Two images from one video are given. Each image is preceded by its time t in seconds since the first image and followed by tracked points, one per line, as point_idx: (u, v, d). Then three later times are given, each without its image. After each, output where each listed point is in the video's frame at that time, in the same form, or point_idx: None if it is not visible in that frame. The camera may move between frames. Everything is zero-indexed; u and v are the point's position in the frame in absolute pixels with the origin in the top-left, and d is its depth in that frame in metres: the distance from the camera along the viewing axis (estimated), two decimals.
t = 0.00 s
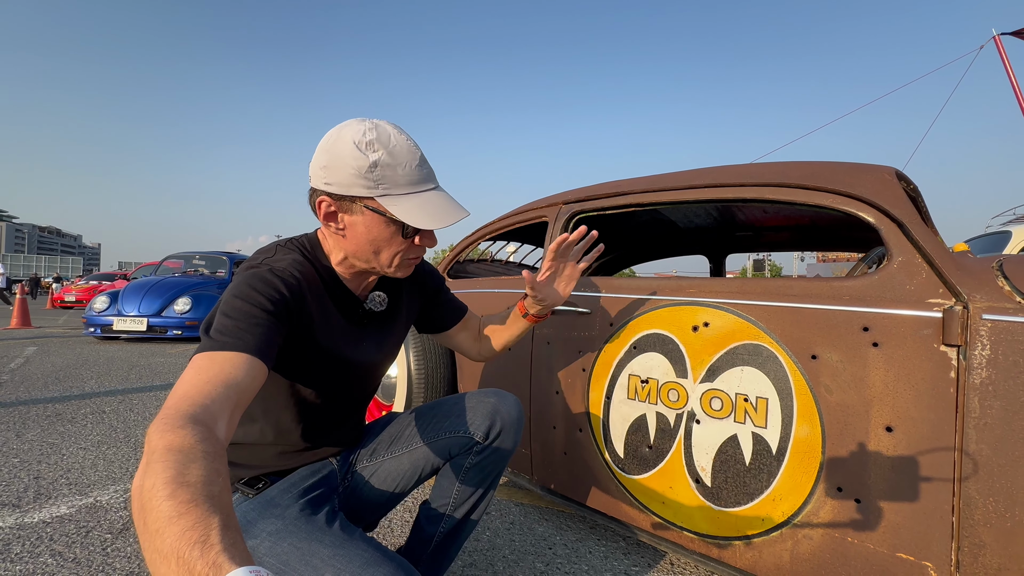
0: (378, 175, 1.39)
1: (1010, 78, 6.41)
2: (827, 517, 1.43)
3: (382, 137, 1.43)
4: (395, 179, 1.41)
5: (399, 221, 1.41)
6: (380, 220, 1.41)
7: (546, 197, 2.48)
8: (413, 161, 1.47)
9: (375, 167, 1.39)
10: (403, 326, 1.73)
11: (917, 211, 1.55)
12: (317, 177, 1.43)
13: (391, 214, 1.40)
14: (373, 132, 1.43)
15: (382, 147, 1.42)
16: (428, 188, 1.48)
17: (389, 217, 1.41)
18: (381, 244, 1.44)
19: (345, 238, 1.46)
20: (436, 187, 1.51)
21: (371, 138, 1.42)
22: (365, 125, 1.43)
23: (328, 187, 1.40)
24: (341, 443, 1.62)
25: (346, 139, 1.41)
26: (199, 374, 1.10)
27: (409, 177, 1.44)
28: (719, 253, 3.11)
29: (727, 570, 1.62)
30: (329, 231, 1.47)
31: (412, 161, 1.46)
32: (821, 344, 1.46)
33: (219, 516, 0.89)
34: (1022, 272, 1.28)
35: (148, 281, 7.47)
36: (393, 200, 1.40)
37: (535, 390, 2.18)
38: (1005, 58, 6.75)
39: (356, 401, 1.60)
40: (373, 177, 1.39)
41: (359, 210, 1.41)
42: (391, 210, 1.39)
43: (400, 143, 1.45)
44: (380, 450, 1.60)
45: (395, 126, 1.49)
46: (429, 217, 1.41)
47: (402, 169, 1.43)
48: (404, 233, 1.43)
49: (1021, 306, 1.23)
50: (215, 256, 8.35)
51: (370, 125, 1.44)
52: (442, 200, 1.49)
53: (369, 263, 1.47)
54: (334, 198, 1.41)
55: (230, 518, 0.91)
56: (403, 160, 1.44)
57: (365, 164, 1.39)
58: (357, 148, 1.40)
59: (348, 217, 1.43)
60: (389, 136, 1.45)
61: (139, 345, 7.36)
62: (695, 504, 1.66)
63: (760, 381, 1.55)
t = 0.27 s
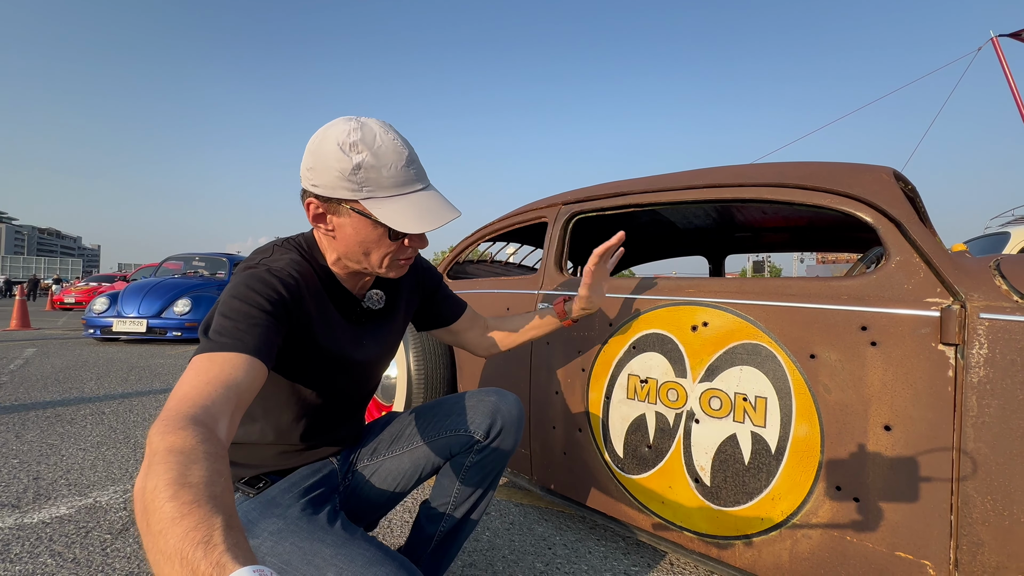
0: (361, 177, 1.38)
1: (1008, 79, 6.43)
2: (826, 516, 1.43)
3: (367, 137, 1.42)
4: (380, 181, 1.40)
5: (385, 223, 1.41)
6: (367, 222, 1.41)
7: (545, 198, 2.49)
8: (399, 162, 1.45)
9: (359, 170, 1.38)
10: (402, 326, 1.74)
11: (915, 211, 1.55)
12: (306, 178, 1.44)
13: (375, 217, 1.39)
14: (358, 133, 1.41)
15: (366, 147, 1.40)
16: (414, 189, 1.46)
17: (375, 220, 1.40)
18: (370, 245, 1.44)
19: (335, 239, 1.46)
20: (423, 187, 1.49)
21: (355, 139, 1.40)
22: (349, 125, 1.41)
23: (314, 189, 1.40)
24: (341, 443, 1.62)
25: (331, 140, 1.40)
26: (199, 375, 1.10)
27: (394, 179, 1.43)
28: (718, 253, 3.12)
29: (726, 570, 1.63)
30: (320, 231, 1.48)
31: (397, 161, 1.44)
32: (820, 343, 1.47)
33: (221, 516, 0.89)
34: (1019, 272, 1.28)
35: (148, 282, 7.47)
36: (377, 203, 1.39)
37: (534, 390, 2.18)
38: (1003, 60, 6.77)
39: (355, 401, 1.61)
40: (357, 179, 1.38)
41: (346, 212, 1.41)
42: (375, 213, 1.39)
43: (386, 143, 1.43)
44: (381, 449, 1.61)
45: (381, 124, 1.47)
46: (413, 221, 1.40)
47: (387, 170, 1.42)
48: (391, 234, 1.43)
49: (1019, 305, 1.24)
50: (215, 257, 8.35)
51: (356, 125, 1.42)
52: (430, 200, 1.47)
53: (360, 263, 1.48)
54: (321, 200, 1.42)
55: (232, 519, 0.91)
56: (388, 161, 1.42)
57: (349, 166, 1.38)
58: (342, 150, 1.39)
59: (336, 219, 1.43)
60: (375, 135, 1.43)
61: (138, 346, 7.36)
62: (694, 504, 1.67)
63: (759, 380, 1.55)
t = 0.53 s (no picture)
0: (357, 173, 1.39)
1: (1005, 81, 6.45)
2: (827, 516, 1.43)
3: (366, 134, 1.43)
4: (375, 177, 1.40)
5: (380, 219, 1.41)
6: (364, 219, 1.41)
7: (545, 199, 2.49)
8: (397, 158, 1.45)
9: (355, 166, 1.39)
10: (402, 327, 1.74)
11: (914, 211, 1.56)
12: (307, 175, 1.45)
13: (370, 211, 1.39)
14: (357, 130, 1.42)
15: (364, 144, 1.41)
16: (412, 185, 1.46)
17: (371, 215, 1.40)
18: (367, 242, 1.44)
19: (334, 237, 1.47)
20: (421, 184, 1.48)
21: (354, 135, 1.41)
22: (350, 123, 1.43)
23: (314, 185, 1.42)
24: (343, 444, 1.62)
25: (331, 137, 1.42)
26: (204, 373, 1.10)
27: (391, 175, 1.43)
28: (717, 254, 3.12)
29: (727, 570, 1.62)
30: (321, 229, 1.50)
31: (395, 158, 1.44)
32: (820, 344, 1.47)
33: (224, 514, 0.89)
34: (1018, 271, 1.29)
35: (147, 285, 7.46)
36: (373, 199, 1.40)
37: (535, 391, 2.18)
38: (1000, 61, 6.78)
39: (357, 401, 1.61)
40: (353, 175, 1.39)
41: (343, 208, 1.41)
42: (371, 209, 1.39)
43: (384, 140, 1.44)
44: (382, 449, 1.61)
45: (382, 122, 1.48)
46: (407, 217, 1.40)
47: (384, 166, 1.42)
48: (386, 230, 1.42)
49: (1018, 304, 1.24)
50: (214, 260, 8.35)
51: (356, 123, 1.43)
52: (426, 197, 1.46)
53: (359, 262, 1.48)
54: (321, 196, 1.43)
55: (234, 516, 0.91)
56: (385, 158, 1.43)
57: (344, 162, 1.39)
58: (340, 147, 1.40)
59: (335, 216, 1.44)
60: (374, 132, 1.44)
61: (137, 349, 7.35)
62: (695, 505, 1.67)
63: (760, 380, 1.55)
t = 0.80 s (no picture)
0: (344, 155, 1.43)
1: (1003, 80, 6.46)
2: (828, 513, 1.43)
3: (367, 126, 1.48)
4: (360, 159, 1.43)
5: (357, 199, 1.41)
6: (348, 201, 1.43)
7: (543, 199, 2.50)
8: (389, 147, 1.46)
9: (345, 148, 1.43)
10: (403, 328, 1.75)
11: (912, 209, 1.56)
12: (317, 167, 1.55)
13: (349, 192, 1.42)
14: (361, 123, 1.49)
15: (358, 132, 1.46)
16: (399, 173, 1.45)
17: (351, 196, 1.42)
18: (349, 227, 1.44)
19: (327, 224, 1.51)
20: (410, 174, 1.47)
21: (356, 126, 1.48)
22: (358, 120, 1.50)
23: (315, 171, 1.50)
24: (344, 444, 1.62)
25: (337, 129, 1.50)
26: (209, 371, 1.10)
27: (378, 160, 1.44)
28: (717, 254, 3.13)
29: (728, 569, 1.62)
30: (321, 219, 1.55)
31: (387, 146, 1.46)
32: (819, 341, 1.47)
33: (229, 511, 0.89)
34: (1017, 267, 1.29)
35: (146, 288, 7.46)
36: (354, 179, 1.41)
37: (535, 390, 2.18)
38: (997, 61, 6.79)
39: (360, 401, 1.61)
40: (341, 157, 1.44)
41: (332, 190, 1.45)
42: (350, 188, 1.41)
43: (382, 131, 1.47)
44: (384, 449, 1.60)
45: (392, 124, 1.52)
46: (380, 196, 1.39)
47: (372, 152, 1.44)
48: (363, 217, 1.41)
49: (1017, 300, 1.24)
50: (213, 263, 8.34)
51: (364, 120, 1.51)
52: (409, 184, 1.45)
53: (344, 250, 1.48)
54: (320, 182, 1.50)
55: (240, 513, 0.91)
56: (376, 144, 1.45)
57: (336, 145, 1.45)
58: (340, 135, 1.47)
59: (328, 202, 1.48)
60: (375, 126, 1.49)
61: (136, 352, 7.34)
62: (696, 504, 1.66)
63: (760, 378, 1.56)
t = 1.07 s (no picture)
0: (347, 149, 1.45)
1: (1001, 76, 6.47)
2: (827, 508, 1.43)
3: (373, 123, 1.49)
4: (362, 154, 1.44)
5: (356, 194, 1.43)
6: (348, 196, 1.44)
7: (542, 198, 2.50)
8: (392, 144, 1.47)
9: (348, 143, 1.45)
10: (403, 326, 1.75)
11: (910, 204, 1.56)
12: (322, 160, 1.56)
13: (350, 185, 1.43)
14: (367, 120, 1.50)
15: (363, 127, 1.48)
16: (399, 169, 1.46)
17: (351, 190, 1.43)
18: (348, 222, 1.45)
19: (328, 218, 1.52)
20: (411, 171, 1.48)
21: (361, 123, 1.49)
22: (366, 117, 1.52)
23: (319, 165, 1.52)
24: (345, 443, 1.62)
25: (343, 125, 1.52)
26: (210, 367, 1.11)
27: (379, 156, 1.45)
28: (716, 252, 3.13)
29: (728, 564, 1.62)
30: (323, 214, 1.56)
31: (390, 143, 1.47)
32: (818, 336, 1.47)
33: (230, 506, 0.89)
34: (1014, 260, 1.29)
35: (146, 290, 7.46)
36: (354, 173, 1.43)
37: (534, 388, 2.18)
38: (994, 58, 6.80)
39: (360, 399, 1.61)
40: (344, 151, 1.46)
41: (333, 184, 1.47)
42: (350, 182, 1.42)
43: (386, 128, 1.49)
44: (383, 447, 1.60)
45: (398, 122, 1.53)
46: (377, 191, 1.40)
47: (374, 147, 1.45)
48: (363, 210, 1.43)
49: (1014, 293, 1.25)
50: (212, 265, 8.35)
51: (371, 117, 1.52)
52: (408, 179, 1.45)
53: (342, 245, 1.49)
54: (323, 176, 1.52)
55: (240, 508, 0.91)
56: (379, 140, 1.46)
57: (340, 139, 1.46)
58: (345, 130, 1.49)
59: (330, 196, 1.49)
60: (380, 123, 1.50)
61: (136, 355, 7.34)
62: (696, 500, 1.67)
63: (758, 374, 1.56)
